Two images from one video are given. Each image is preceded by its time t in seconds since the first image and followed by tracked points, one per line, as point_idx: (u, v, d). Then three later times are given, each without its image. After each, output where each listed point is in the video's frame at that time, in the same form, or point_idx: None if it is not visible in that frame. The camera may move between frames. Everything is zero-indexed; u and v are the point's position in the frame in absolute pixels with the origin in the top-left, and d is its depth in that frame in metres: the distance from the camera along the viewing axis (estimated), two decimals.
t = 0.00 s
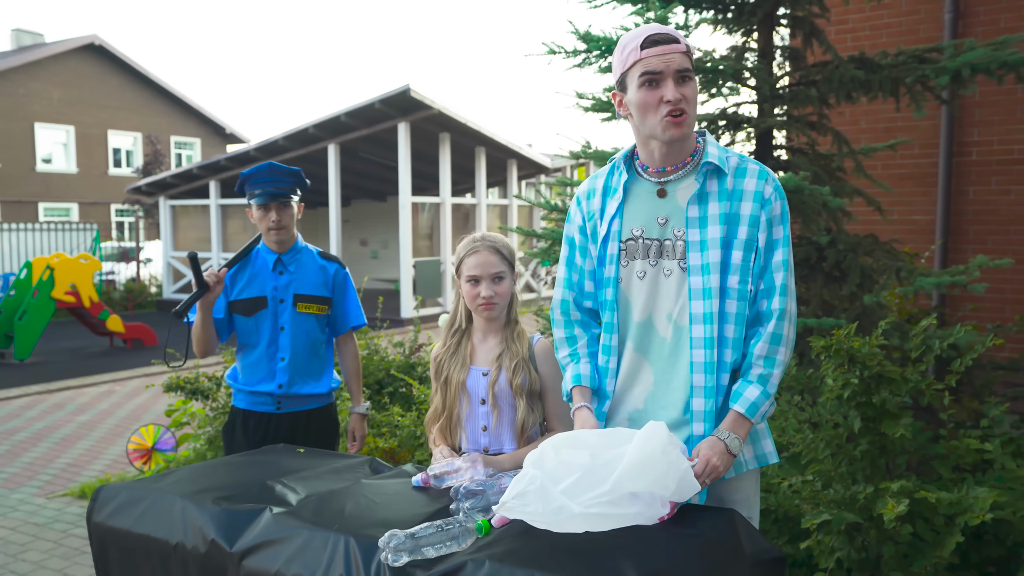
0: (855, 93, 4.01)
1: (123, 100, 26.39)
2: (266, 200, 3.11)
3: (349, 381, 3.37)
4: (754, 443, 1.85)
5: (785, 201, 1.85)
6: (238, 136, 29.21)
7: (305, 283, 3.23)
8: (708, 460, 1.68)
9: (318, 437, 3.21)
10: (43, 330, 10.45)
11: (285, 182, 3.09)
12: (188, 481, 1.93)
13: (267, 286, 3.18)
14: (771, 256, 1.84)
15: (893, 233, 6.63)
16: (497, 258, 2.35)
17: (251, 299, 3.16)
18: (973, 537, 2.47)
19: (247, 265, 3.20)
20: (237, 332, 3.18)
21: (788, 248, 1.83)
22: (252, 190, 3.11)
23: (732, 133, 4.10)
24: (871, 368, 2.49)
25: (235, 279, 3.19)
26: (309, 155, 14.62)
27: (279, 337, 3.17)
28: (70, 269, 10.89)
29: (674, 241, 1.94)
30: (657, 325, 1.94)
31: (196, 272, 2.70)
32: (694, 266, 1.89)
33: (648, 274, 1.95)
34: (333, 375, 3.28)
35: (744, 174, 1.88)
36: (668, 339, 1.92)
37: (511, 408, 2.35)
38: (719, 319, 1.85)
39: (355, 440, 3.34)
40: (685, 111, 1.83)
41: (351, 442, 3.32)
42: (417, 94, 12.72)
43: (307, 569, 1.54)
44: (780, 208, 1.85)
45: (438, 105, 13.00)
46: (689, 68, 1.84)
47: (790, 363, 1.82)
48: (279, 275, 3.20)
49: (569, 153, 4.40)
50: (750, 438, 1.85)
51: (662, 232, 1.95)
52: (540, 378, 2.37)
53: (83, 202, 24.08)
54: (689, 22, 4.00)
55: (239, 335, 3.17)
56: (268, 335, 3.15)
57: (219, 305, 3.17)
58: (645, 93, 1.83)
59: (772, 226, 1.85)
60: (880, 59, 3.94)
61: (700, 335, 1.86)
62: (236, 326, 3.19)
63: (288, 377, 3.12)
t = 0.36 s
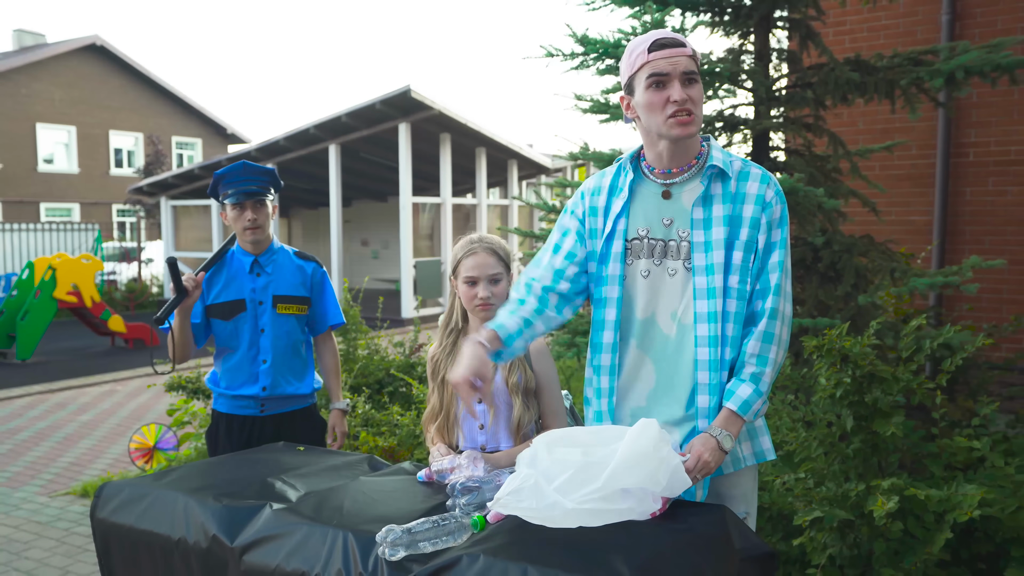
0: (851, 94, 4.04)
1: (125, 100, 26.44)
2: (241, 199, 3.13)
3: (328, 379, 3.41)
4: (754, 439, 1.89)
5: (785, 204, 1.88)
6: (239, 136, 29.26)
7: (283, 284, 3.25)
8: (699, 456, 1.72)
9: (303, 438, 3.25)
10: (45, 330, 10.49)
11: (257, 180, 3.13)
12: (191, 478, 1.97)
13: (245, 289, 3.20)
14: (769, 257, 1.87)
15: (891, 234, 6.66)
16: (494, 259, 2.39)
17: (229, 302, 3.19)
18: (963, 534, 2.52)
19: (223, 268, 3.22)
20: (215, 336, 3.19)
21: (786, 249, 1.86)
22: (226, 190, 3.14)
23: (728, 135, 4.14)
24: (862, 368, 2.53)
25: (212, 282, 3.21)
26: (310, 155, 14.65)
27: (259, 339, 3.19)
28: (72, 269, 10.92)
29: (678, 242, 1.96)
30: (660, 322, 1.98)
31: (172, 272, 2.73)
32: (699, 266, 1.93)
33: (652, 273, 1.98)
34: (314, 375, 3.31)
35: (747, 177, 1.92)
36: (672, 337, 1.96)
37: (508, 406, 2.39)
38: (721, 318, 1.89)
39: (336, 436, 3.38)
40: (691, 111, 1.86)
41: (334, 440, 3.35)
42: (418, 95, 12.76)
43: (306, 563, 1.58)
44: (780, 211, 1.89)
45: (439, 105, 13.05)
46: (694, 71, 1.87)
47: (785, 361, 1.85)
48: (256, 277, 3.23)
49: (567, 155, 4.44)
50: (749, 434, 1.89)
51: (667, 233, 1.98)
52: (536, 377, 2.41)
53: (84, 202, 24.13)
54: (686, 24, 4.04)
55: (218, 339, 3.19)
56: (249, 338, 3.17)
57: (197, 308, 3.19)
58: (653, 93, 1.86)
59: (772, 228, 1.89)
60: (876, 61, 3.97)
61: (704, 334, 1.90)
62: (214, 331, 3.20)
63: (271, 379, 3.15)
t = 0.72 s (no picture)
0: (849, 95, 4.05)
1: (126, 100, 26.47)
2: (241, 196, 3.14)
3: (327, 382, 3.42)
4: (752, 436, 1.90)
5: (785, 209, 1.91)
6: (241, 137, 29.29)
7: (282, 284, 3.26)
8: (694, 455, 1.73)
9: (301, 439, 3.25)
10: (46, 329, 10.52)
11: (259, 178, 3.16)
12: (186, 477, 1.98)
13: (244, 288, 3.21)
14: (768, 260, 1.89)
15: (889, 233, 6.67)
16: (487, 258, 2.40)
17: (228, 302, 3.20)
18: (957, 532, 2.53)
19: (223, 268, 3.23)
20: (214, 336, 3.20)
21: (784, 253, 1.88)
22: (227, 188, 3.16)
23: (726, 135, 4.15)
24: (858, 367, 2.54)
25: (211, 281, 3.22)
26: (310, 155, 14.65)
27: (258, 339, 3.19)
28: (72, 269, 10.92)
29: (678, 243, 1.97)
30: (660, 322, 1.98)
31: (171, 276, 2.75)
32: (699, 268, 1.93)
33: (651, 274, 1.98)
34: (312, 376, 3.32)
35: (748, 181, 1.94)
36: (671, 337, 1.97)
37: (501, 404, 2.40)
38: (720, 320, 1.90)
39: (336, 440, 3.39)
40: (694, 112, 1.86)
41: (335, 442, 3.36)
42: (418, 95, 12.77)
43: (301, 560, 1.59)
44: (779, 215, 1.91)
45: (439, 105, 13.06)
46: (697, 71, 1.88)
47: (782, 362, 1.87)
48: (256, 277, 3.24)
49: (565, 154, 4.44)
50: (748, 432, 1.89)
51: (667, 234, 1.98)
52: (529, 375, 2.42)
53: (86, 202, 24.17)
54: (683, 24, 4.04)
55: (217, 339, 3.19)
56: (247, 337, 3.17)
57: (198, 308, 3.20)
58: (656, 91, 1.86)
59: (771, 232, 1.91)
60: (873, 60, 3.98)
61: (704, 335, 1.91)
62: (213, 331, 3.20)
63: (269, 379, 3.15)
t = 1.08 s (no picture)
0: (848, 94, 4.04)
1: (126, 100, 26.47)
2: (270, 197, 3.14)
3: (344, 382, 3.40)
4: (757, 441, 1.89)
5: (798, 211, 1.87)
6: (241, 136, 29.30)
7: (303, 283, 3.25)
8: (696, 458, 1.71)
9: (318, 438, 3.24)
10: (46, 329, 10.54)
11: (289, 180, 3.15)
12: (183, 477, 1.97)
13: (265, 287, 3.19)
14: (781, 264, 1.87)
15: (889, 233, 6.67)
16: (482, 258, 2.39)
17: (249, 300, 3.18)
18: (954, 532, 2.53)
19: (244, 266, 3.21)
20: (235, 334, 3.19)
21: (796, 257, 1.85)
22: (257, 187, 3.16)
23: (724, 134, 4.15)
24: (855, 367, 2.53)
25: (232, 279, 3.21)
26: (310, 155, 14.65)
27: (277, 338, 3.18)
28: (72, 268, 10.93)
29: (687, 245, 1.97)
30: (669, 324, 1.99)
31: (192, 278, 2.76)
32: (707, 270, 1.93)
33: (660, 275, 1.99)
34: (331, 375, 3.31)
35: (760, 181, 1.91)
36: (679, 339, 1.97)
37: (497, 403, 2.40)
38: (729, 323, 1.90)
39: (349, 440, 3.37)
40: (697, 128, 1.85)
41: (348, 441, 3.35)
42: (417, 94, 12.77)
43: (296, 560, 1.59)
44: (792, 217, 1.87)
45: (439, 105, 13.06)
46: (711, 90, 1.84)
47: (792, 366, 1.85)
48: (277, 275, 3.22)
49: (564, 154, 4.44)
50: (753, 437, 1.89)
51: (677, 235, 1.99)
52: (525, 375, 2.42)
53: (87, 201, 24.19)
54: (682, 24, 4.04)
55: (237, 336, 3.18)
56: (267, 335, 3.16)
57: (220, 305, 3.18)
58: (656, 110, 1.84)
59: (784, 235, 1.88)
60: (872, 60, 3.97)
61: (711, 338, 1.90)
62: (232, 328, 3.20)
63: (288, 377, 3.14)
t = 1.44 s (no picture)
0: (850, 93, 4.03)
1: (127, 99, 26.48)
2: (292, 196, 3.07)
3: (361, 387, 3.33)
4: (750, 440, 1.87)
5: (771, 194, 1.84)
6: (242, 136, 29.32)
7: (319, 284, 3.22)
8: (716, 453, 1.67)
9: (326, 437, 3.22)
10: (47, 328, 10.55)
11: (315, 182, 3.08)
12: (183, 475, 1.97)
13: (280, 285, 3.17)
14: (764, 249, 1.82)
15: (890, 232, 6.66)
16: (482, 256, 2.39)
17: (263, 295, 3.17)
18: (957, 532, 2.52)
19: (262, 262, 3.20)
20: (250, 328, 3.19)
21: (780, 239, 1.81)
22: (281, 183, 3.09)
23: (726, 133, 4.14)
24: (857, 366, 2.53)
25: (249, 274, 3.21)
26: (311, 154, 14.64)
27: (290, 336, 3.16)
28: (73, 267, 10.93)
29: (665, 242, 1.97)
30: (657, 321, 1.98)
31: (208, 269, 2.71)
32: (686, 264, 1.92)
33: (644, 275, 1.98)
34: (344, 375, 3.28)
35: (730, 170, 1.89)
36: (670, 335, 1.96)
37: (497, 402, 2.40)
38: (716, 313, 1.88)
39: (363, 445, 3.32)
40: (615, 159, 1.85)
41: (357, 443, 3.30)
42: (418, 94, 12.77)
43: (295, 560, 1.58)
44: (766, 201, 1.84)
45: (440, 104, 13.06)
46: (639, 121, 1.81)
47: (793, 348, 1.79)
48: (293, 274, 3.20)
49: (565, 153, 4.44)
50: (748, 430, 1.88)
51: (656, 234, 1.98)
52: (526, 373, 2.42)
53: (88, 201, 24.21)
54: (683, 22, 4.03)
55: (251, 331, 3.19)
56: (279, 333, 3.15)
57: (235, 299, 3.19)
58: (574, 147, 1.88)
59: (760, 219, 1.85)
60: (873, 59, 3.97)
61: (696, 330, 1.88)
62: (247, 322, 3.20)
63: (297, 377, 3.12)
